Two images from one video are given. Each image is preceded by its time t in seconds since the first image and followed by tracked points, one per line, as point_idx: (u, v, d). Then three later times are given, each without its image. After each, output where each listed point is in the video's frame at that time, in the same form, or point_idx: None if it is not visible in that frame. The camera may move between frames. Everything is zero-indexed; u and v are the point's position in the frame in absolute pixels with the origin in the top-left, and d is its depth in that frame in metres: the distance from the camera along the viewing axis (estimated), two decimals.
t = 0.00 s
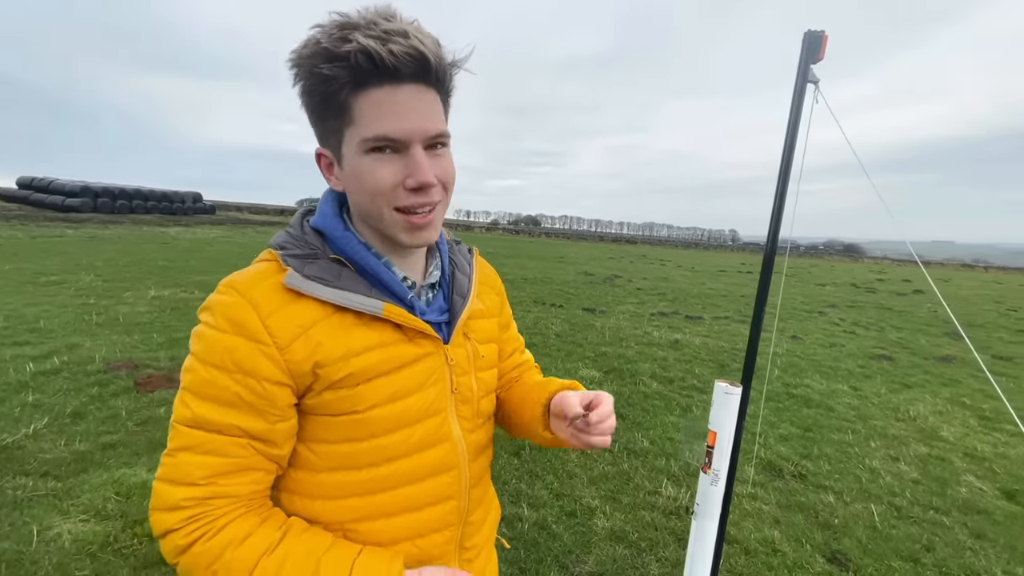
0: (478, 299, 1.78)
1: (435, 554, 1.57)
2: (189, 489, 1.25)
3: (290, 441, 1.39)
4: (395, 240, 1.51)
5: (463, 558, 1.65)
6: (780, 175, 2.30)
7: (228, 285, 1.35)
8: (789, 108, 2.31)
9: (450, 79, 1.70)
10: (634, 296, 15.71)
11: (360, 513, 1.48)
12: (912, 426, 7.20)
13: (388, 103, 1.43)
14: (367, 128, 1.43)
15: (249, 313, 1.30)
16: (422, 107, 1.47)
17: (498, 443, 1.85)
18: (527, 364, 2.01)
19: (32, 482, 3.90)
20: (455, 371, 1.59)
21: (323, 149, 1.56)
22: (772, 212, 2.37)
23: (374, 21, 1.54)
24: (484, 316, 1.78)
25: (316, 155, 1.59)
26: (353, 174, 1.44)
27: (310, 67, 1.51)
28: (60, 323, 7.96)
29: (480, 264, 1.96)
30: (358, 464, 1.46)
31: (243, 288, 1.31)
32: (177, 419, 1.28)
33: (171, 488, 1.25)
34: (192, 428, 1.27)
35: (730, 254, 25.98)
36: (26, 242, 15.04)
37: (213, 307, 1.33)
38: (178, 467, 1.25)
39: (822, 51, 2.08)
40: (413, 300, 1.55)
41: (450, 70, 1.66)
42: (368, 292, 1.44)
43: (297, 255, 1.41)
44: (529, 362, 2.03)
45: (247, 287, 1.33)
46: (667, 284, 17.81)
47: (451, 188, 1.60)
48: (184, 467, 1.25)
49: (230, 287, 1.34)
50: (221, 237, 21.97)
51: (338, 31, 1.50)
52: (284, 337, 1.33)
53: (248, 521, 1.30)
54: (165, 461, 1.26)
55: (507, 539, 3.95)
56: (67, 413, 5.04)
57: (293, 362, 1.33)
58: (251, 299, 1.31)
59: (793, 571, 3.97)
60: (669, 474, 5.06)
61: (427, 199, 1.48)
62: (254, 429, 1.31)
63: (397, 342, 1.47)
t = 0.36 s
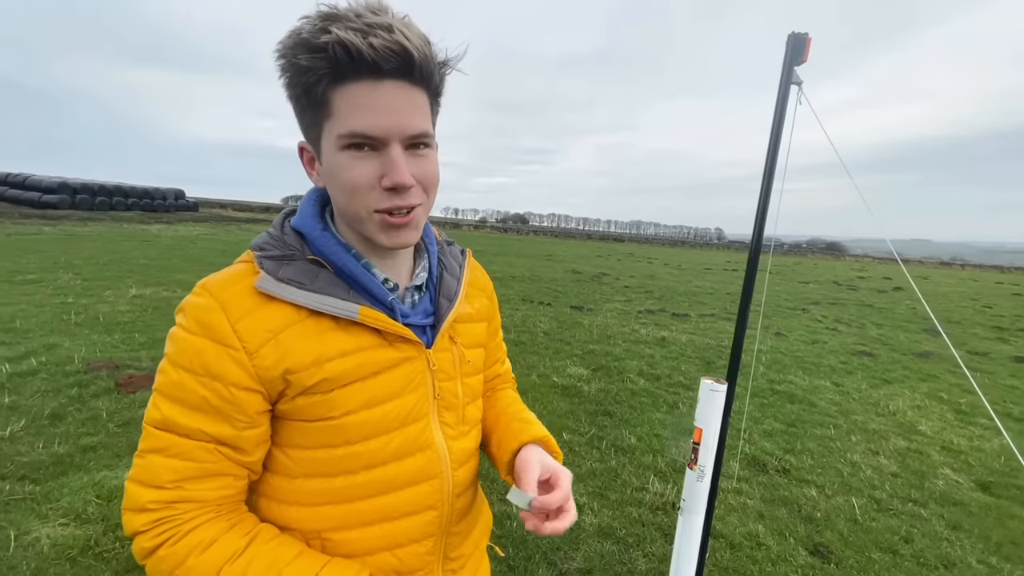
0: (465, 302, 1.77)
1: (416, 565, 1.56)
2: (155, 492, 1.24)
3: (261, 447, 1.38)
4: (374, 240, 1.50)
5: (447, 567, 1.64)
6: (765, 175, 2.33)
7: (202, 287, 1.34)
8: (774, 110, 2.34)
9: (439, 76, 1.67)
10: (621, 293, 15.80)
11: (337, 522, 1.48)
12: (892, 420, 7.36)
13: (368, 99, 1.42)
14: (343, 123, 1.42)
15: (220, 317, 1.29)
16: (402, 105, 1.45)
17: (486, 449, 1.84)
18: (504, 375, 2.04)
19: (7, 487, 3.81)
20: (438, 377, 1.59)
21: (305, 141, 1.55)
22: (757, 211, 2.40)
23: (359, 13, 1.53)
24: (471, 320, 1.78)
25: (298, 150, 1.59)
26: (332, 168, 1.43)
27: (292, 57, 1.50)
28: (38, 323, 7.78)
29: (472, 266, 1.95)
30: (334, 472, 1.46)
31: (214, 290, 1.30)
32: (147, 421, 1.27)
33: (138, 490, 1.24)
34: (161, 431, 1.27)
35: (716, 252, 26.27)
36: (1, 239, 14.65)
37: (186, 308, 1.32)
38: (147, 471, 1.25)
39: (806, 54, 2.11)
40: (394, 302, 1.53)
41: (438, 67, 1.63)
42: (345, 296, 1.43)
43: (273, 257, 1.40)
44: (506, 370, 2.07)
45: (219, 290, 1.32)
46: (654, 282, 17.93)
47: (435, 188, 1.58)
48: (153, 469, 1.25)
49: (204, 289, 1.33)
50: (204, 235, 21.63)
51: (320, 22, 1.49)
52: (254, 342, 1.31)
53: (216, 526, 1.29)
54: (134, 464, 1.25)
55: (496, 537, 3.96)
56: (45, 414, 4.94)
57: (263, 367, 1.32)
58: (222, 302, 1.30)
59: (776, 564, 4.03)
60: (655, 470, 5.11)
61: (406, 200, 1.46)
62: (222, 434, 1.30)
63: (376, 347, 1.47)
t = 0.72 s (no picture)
0: (445, 298, 1.76)
1: (407, 564, 1.56)
2: (134, 506, 1.22)
3: (245, 452, 1.36)
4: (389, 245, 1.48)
5: (438, 566, 1.63)
6: (753, 174, 2.35)
7: (175, 289, 1.31)
8: (761, 109, 2.36)
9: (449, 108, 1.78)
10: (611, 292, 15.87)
11: (325, 525, 1.47)
12: (876, 415, 7.47)
13: (435, 115, 1.46)
14: (409, 132, 1.41)
15: (198, 318, 1.27)
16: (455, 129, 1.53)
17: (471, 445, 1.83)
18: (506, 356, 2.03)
19: None
20: (422, 373, 1.59)
21: (333, 133, 1.45)
22: (745, 209, 2.42)
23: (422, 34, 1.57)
24: (453, 316, 1.76)
25: (314, 137, 1.47)
26: (382, 169, 1.39)
27: (357, 52, 1.44)
28: (18, 323, 7.63)
29: (450, 261, 1.94)
30: (320, 473, 1.45)
31: (190, 292, 1.28)
32: (121, 431, 1.24)
33: (116, 506, 1.22)
34: (138, 441, 1.24)
35: (705, 250, 26.47)
36: None
37: (160, 312, 1.30)
38: (124, 484, 1.22)
39: (792, 53, 2.13)
40: (376, 299, 1.52)
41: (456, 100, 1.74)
42: (327, 293, 1.41)
43: (250, 255, 1.37)
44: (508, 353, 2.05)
45: (194, 292, 1.29)
46: (643, 281, 18.04)
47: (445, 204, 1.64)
48: (130, 481, 1.22)
49: (177, 290, 1.30)
50: (190, 234, 21.34)
51: (393, 32, 1.49)
52: (234, 342, 1.29)
53: (204, 536, 1.28)
54: (109, 477, 1.23)
55: (487, 536, 3.95)
56: (27, 417, 4.84)
57: (245, 368, 1.30)
58: (198, 303, 1.28)
59: (765, 558, 4.07)
60: (645, 467, 5.14)
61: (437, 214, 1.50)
62: (204, 440, 1.28)
63: (359, 344, 1.46)
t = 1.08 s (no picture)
0: (436, 299, 1.76)
1: (404, 561, 1.56)
2: (130, 516, 1.19)
3: (244, 456, 1.35)
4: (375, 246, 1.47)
5: (432, 561, 1.64)
6: (739, 175, 2.37)
7: (169, 293, 1.28)
8: (746, 111, 2.37)
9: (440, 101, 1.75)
10: (604, 292, 15.90)
11: (324, 527, 1.45)
12: (866, 414, 7.54)
13: (414, 115, 1.44)
14: (387, 132, 1.40)
15: (198, 323, 1.24)
16: (439, 128, 1.51)
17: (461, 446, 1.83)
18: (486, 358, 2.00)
19: None
20: (418, 374, 1.58)
21: (314, 137, 1.45)
22: (732, 209, 2.43)
23: (404, 34, 1.55)
24: (443, 317, 1.77)
25: (297, 142, 1.47)
26: (360, 173, 1.38)
27: (334, 56, 1.43)
28: (3, 326, 7.53)
29: (437, 263, 1.94)
30: (321, 475, 1.43)
31: (188, 295, 1.25)
32: (115, 440, 1.21)
33: (110, 516, 1.19)
34: (133, 449, 1.21)
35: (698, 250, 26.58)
36: None
37: (153, 316, 1.26)
38: (118, 494, 1.19)
39: (777, 55, 2.14)
40: (374, 302, 1.52)
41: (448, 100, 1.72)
42: (326, 296, 1.41)
43: (246, 258, 1.36)
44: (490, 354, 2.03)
45: (191, 295, 1.26)
46: (636, 281, 18.11)
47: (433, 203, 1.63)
48: (125, 491, 1.20)
49: (172, 294, 1.27)
50: (181, 235, 21.17)
51: (370, 33, 1.48)
52: (236, 346, 1.28)
53: (201, 543, 1.26)
54: (102, 487, 1.20)
55: (479, 537, 3.95)
56: (12, 421, 4.77)
57: (246, 371, 1.29)
58: (197, 307, 1.26)
59: (755, 557, 4.09)
60: (637, 467, 5.15)
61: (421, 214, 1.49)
62: (205, 445, 1.27)
63: (358, 346, 1.45)
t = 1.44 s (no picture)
0: (446, 313, 1.80)
1: (406, 566, 1.58)
2: (153, 519, 1.20)
3: (262, 462, 1.37)
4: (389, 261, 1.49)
5: (431, 565, 1.67)
6: (730, 182, 2.40)
7: (197, 302, 1.29)
8: (738, 120, 2.41)
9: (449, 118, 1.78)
10: (600, 294, 15.96)
11: (333, 531, 1.48)
12: (860, 414, 7.60)
13: (421, 130, 1.46)
14: (396, 148, 1.42)
15: (227, 334, 1.26)
16: (447, 141, 1.52)
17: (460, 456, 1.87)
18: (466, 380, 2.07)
19: None
20: (427, 386, 1.61)
21: (328, 157, 1.49)
22: (724, 215, 2.47)
23: (409, 54, 1.58)
24: (450, 331, 1.82)
25: (313, 162, 1.51)
26: (371, 189, 1.41)
27: (343, 78, 1.47)
28: None
29: (446, 279, 1.99)
30: (332, 482, 1.46)
31: (218, 306, 1.26)
32: (141, 445, 1.22)
33: (133, 518, 1.20)
34: (158, 453, 1.23)
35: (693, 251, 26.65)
36: None
37: (179, 324, 1.28)
38: (143, 496, 1.21)
39: (768, 66, 2.18)
40: (389, 316, 1.55)
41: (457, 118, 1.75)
42: (349, 311, 1.44)
43: (274, 272, 1.37)
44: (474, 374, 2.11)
45: (221, 305, 1.28)
46: (632, 283, 18.18)
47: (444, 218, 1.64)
48: (150, 494, 1.21)
49: (199, 303, 1.29)
50: (175, 239, 21.11)
51: (376, 54, 1.52)
52: (264, 357, 1.30)
53: (218, 545, 1.28)
54: (127, 489, 1.21)
55: (477, 540, 3.97)
56: (7, 428, 4.77)
57: (272, 382, 1.31)
58: (228, 317, 1.27)
59: (750, 557, 4.13)
60: (634, 469, 5.19)
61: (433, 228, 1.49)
62: (228, 452, 1.28)
63: (374, 359, 1.47)
